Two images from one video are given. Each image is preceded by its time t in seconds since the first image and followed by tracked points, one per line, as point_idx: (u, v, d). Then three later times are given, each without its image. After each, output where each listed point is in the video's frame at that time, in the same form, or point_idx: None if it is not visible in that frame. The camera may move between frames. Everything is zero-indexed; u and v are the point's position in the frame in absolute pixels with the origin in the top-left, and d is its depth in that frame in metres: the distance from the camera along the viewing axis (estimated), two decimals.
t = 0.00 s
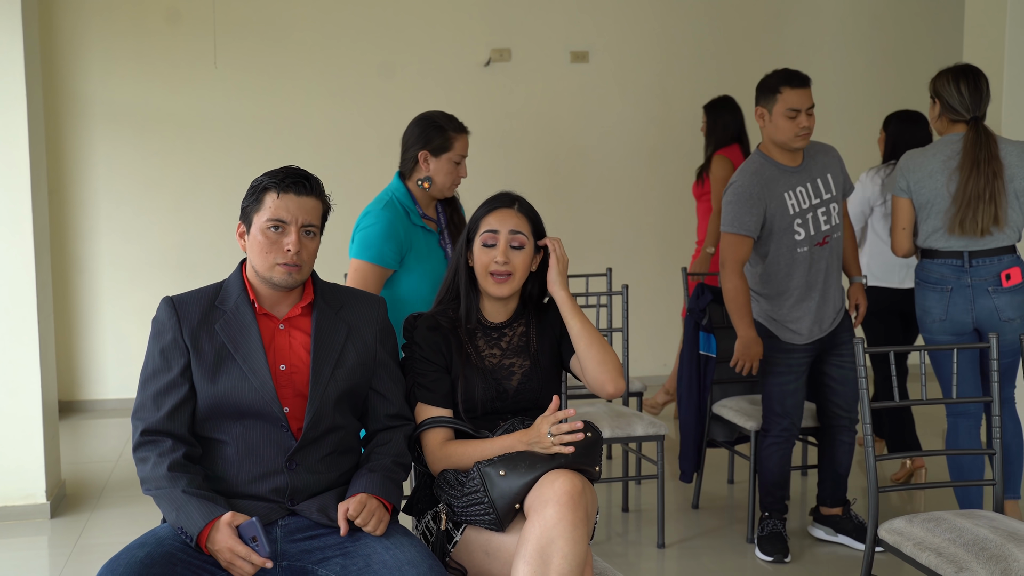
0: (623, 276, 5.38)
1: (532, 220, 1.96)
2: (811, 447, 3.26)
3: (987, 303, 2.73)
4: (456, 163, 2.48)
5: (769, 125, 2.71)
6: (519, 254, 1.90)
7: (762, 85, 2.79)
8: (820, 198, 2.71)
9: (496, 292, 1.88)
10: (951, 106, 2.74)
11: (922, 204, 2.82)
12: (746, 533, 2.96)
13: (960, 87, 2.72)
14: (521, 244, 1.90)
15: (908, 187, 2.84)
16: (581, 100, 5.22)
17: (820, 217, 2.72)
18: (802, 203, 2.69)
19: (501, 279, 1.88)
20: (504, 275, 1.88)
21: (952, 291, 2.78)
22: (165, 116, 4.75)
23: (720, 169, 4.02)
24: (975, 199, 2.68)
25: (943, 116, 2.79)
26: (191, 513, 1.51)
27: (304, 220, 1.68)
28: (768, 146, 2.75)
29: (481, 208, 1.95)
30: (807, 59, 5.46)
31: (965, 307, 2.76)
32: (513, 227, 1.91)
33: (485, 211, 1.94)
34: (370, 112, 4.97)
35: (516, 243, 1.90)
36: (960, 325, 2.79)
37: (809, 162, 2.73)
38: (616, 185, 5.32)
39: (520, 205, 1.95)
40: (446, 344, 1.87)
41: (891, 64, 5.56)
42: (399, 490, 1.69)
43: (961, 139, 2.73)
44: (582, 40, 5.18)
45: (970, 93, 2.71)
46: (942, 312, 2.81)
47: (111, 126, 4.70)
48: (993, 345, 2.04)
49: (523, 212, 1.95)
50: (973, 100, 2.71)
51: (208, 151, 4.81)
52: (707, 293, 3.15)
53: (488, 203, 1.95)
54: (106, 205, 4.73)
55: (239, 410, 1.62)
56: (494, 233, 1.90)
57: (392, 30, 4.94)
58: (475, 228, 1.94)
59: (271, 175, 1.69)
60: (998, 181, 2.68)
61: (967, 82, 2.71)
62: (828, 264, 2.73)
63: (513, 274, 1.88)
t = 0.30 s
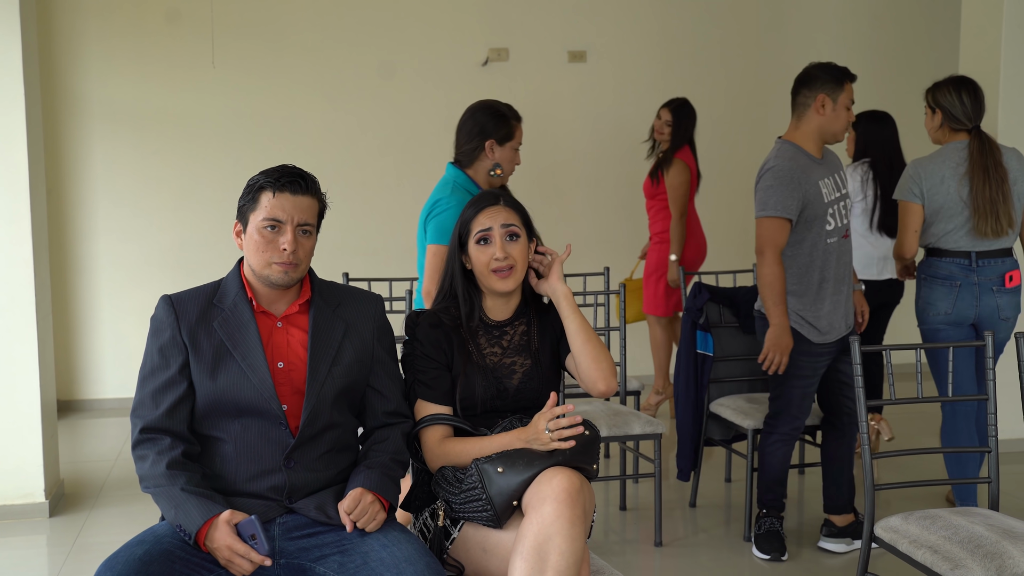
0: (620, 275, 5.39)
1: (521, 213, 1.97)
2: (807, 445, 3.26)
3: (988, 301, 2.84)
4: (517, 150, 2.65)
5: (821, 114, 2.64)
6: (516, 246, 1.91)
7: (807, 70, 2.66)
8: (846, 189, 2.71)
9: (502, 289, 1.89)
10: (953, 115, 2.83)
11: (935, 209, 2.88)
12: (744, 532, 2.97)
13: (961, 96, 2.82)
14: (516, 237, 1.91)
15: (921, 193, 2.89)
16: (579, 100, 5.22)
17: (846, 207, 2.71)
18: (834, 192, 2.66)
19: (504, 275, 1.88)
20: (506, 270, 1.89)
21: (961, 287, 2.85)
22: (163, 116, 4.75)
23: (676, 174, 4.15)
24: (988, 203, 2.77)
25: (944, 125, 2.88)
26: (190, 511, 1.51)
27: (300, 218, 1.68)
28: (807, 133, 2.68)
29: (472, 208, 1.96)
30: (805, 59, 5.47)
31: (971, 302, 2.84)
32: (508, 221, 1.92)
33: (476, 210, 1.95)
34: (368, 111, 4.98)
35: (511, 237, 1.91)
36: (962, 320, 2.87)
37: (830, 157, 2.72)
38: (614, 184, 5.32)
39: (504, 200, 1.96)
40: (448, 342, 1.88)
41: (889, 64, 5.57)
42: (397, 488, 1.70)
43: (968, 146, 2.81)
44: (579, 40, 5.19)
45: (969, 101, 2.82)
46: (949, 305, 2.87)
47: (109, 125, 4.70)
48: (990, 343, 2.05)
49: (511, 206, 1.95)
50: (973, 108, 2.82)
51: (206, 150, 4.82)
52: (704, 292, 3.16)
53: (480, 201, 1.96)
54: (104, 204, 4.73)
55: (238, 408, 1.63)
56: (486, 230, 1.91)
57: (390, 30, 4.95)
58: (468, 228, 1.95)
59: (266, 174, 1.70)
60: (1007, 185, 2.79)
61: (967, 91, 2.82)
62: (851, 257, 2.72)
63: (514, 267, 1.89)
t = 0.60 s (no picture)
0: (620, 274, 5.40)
1: (507, 209, 1.97)
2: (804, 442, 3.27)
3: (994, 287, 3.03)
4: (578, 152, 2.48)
5: (870, 111, 2.71)
6: (495, 243, 1.91)
7: (860, 67, 2.70)
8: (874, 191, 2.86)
9: (489, 288, 1.90)
10: (956, 111, 2.97)
11: (941, 201, 3.00)
12: (743, 531, 2.98)
13: (963, 93, 2.96)
14: (495, 234, 1.92)
15: (930, 185, 3.00)
16: (577, 99, 5.23)
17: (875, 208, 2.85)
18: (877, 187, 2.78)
19: (487, 275, 1.89)
20: (489, 268, 1.89)
21: (966, 280, 3.02)
22: (162, 116, 4.76)
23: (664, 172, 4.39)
24: (992, 193, 2.93)
25: (946, 121, 3.01)
26: (189, 510, 1.52)
27: (292, 221, 1.68)
28: (856, 128, 2.74)
29: (457, 208, 1.97)
30: (803, 59, 5.47)
31: (977, 293, 3.02)
32: (485, 219, 1.92)
33: (463, 208, 1.96)
34: (366, 111, 4.98)
35: (491, 234, 1.91)
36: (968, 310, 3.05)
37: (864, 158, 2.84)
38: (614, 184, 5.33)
39: (485, 198, 1.96)
40: (446, 339, 1.88)
41: (889, 64, 5.57)
42: (398, 488, 1.71)
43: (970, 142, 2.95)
44: (578, 40, 5.19)
45: (969, 99, 2.96)
46: (958, 300, 3.03)
47: (108, 125, 4.70)
48: (987, 343, 2.05)
49: (491, 202, 1.95)
50: (973, 105, 2.96)
51: (205, 150, 4.82)
52: (702, 292, 3.14)
53: (466, 201, 1.97)
54: (104, 204, 4.73)
55: (237, 408, 1.63)
56: (467, 231, 1.92)
57: (388, 30, 4.95)
58: (454, 228, 1.97)
59: (257, 176, 1.70)
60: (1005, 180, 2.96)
61: (967, 89, 2.95)
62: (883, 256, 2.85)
63: (495, 266, 1.89)
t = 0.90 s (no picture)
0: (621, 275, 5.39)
1: (509, 210, 1.96)
2: (806, 443, 3.30)
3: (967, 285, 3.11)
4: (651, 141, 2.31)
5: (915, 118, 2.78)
6: (502, 243, 1.91)
7: (903, 76, 2.81)
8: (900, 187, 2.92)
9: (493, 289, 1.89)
10: (938, 118, 3.03)
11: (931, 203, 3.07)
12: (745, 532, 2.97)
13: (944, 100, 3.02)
14: (500, 235, 1.91)
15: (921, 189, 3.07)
16: (579, 99, 5.22)
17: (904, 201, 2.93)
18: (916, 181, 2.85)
19: (494, 274, 1.89)
20: (495, 269, 1.89)
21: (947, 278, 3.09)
22: (163, 116, 4.76)
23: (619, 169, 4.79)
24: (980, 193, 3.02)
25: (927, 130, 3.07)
26: (192, 511, 1.52)
27: (283, 222, 1.67)
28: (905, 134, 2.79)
29: (460, 210, 1.96)
30: (804, 59, 5.47)
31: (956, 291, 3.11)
32: (488, 221, 1.91)
33: (467, 209, 1.95)
34: (367, 111, 4.98)
35: (496, 235, 1.91)
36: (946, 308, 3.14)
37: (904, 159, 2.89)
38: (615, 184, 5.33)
39: (487, 199, 1.95)
40: (448, 340, 1.88)
41: (890, 64, 5.57)
42: (401, 490, 1.70)
43: (954, 147, 3.02)
44: (579, 40, 5.19)
45: (949, 105, 3.03)
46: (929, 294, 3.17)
47: (110, 126, 4.70)
48: (990, 343, 2.05)
49: (493, 203, 1.94)
50: (953, 111, 3.03)
51: (206, 151, 4.82)
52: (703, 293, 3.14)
53: (467, 203, 1.96)
54: (105, 204, 4.73)
55: (240, 410, 1.63)
56: (470, 234, 1.91)
57: (389, 30, 4.95)
58: (457, 229, 1.96)
59: (249, 180, 1.69)
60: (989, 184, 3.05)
61: (947, 96, 3.02)
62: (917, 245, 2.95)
63: (503, 265, 1.89)
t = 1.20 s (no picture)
0: (620, 276, 5.39)
1: (510, 216, 1.93)
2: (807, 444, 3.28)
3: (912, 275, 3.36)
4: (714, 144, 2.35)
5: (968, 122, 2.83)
6: (496, 253, 1.89)
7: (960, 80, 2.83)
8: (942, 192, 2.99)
9: (488, 297, 1.89)
10: (899, 121, 3.29)
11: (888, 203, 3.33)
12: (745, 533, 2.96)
13: (905, 104, 3.28)
14: (496, 244, 1.90)
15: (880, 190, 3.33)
16: (578, 100, 5.22)
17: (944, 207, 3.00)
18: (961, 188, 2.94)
19: (487, 284, 1.89)
20: (490, 278, 1.89)
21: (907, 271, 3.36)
22: (162, 116, 4.74)
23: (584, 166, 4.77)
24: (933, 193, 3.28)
25: (890, 131, 3.33)
26: (190, 513, 1.51)
27: (275, 224, 1.66)
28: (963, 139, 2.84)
29: (460, 214, 1.95)
30: (803, 60, 5.48)
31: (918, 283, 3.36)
32: (486, 229, 1.90)
33: (468, 214, 1.93)
34: (366, 112, 4.97)
35: (492, 244, 1.89)
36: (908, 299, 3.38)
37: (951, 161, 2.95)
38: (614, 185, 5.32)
39: (487, 204, 1.93)
40: (448, 344, 1.88)
41: (889, 66, 5.58)
42: (401, 491, 1.69)
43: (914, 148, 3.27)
44: (579, 41, 5.19)
45: (910, 109, 3.28)
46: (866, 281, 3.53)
47: (108, 126, 4.69)
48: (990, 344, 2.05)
49: (492, 208, 1.92)
50: (914, 116, 3.29)
51: (205, 151, 4.81)
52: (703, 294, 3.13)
53: (468, 207, 1.94)
54: (103, 204, 4.72)
55: (240, 413, 1.62)
56: (469, 240, 1.91)
57: (389, 31, 4.95)
58: (457, 232, 1.95)
59: (244, 182, 1.69)
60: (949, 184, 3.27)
61: (908, 100, 3.28)
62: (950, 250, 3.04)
63: (496, 276, 1.89)
